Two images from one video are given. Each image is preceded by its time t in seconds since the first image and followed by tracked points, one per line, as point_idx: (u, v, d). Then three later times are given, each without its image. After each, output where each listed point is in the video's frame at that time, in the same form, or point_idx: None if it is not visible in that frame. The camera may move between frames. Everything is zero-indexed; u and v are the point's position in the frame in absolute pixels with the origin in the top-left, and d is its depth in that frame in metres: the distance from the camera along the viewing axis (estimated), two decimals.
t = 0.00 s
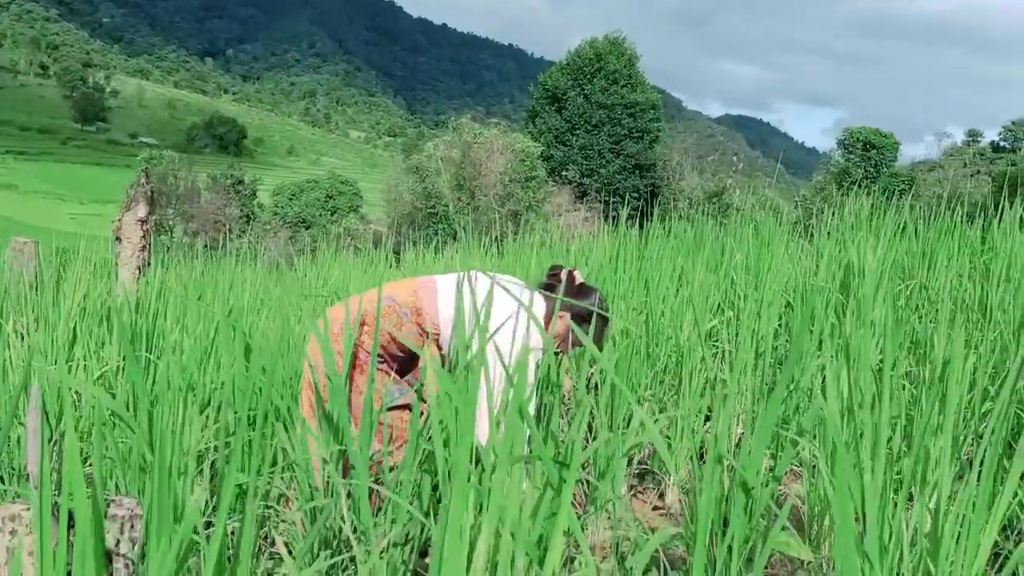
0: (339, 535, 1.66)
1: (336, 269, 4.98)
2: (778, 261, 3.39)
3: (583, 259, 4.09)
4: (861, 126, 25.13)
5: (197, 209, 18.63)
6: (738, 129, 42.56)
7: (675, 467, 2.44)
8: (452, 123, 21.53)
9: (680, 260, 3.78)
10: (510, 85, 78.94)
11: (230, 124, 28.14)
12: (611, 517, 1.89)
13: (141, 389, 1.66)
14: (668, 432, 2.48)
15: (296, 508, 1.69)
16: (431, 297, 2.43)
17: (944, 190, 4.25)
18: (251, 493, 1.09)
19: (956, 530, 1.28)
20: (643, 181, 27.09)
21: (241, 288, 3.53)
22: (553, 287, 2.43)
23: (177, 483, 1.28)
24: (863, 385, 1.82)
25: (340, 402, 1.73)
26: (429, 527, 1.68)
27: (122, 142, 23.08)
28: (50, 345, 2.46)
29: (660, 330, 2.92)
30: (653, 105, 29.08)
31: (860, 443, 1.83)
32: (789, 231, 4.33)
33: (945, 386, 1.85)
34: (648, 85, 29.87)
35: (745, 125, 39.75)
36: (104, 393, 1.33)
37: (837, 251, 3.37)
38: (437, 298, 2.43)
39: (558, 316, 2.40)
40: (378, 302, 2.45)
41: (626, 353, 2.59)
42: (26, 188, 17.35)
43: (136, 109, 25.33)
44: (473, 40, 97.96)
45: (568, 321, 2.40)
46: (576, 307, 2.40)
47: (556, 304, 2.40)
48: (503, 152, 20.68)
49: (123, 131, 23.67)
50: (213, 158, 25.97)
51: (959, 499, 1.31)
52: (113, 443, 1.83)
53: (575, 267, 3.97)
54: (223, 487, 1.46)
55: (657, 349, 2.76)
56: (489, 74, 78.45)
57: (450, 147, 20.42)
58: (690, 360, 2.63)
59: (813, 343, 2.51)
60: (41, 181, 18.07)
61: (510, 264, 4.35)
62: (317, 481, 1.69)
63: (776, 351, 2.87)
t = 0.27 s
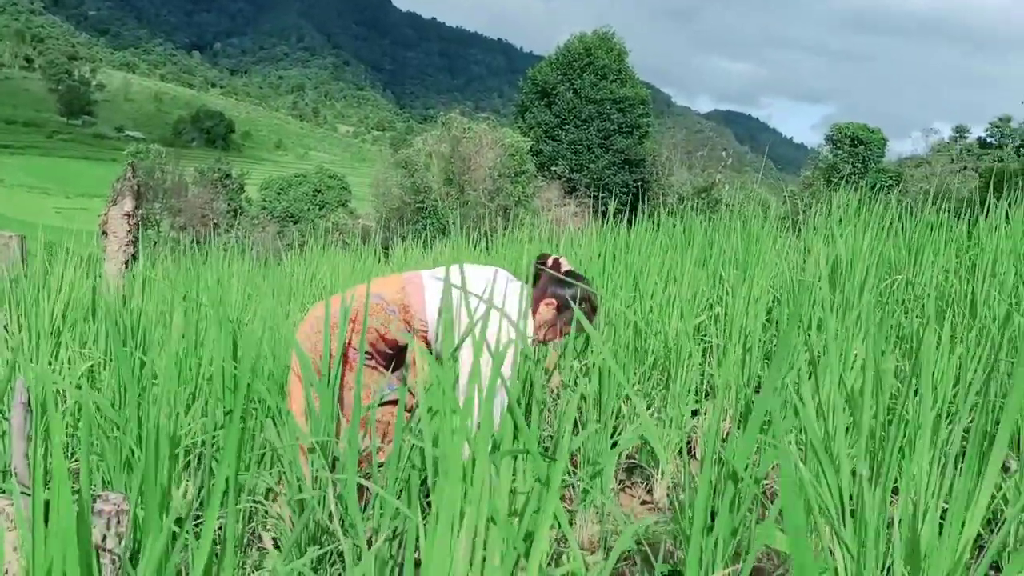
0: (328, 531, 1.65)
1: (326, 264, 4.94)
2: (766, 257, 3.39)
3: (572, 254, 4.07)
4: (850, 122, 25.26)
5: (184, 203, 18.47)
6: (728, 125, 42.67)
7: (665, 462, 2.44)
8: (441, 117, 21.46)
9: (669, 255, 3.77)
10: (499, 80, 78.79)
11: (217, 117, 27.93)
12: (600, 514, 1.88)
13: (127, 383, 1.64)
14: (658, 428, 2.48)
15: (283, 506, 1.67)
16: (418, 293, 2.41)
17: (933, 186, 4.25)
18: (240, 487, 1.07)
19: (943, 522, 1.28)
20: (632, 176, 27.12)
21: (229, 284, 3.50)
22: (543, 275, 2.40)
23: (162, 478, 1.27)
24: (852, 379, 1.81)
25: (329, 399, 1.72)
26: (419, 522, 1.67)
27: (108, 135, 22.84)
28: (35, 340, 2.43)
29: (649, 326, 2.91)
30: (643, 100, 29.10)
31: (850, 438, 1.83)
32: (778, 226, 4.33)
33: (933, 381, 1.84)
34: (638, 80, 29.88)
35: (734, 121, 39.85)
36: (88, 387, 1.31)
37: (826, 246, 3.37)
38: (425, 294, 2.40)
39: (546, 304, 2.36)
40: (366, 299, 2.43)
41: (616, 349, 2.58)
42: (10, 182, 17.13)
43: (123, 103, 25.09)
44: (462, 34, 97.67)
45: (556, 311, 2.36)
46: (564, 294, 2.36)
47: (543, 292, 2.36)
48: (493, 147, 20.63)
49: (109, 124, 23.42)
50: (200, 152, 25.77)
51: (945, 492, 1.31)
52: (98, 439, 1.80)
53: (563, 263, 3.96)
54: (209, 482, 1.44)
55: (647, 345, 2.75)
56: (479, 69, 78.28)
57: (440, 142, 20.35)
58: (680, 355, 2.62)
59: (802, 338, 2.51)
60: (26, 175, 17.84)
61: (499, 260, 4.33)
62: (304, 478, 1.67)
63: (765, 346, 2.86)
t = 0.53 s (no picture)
0: (321, 529, 1.65)
1: (316, 262, 4.94)
2: (757, 254, 3.41)
3: (563, 252, 4.09)
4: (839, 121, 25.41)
5: (173, 201, 18.35)
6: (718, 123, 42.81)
7: (656, 459, 2.45)
8: (432, 115, 21.41)
9: (661, 253, 3.78)
10: (490, 78, 78.74)
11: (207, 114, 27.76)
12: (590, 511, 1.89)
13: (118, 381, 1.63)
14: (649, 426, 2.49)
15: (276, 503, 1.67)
16: (416, 294, 2.42)
17: (921, 184, 4.29)
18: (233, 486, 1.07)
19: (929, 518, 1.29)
20: (623, 174, 27.18)
21: (218, 281, 3.49)
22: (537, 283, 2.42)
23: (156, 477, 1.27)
24: (840, 378, 1.83)
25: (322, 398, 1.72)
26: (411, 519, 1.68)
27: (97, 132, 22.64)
28: (24, 338, 2.42)
29: (639, 325, 2.93)
30: (634, 98, 29.15)
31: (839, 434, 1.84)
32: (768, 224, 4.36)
33: (920, 379, 1.86)
34: (629, 78, 29.92)
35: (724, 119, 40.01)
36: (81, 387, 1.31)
37: (815, 245, 3.40)
38: (421, 296, 2.42)
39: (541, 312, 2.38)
40: (362, 298, 2.42)
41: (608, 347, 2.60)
42: None
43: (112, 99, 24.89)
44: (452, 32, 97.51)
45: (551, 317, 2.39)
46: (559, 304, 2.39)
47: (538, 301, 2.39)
48: (484, 145, 20.61)
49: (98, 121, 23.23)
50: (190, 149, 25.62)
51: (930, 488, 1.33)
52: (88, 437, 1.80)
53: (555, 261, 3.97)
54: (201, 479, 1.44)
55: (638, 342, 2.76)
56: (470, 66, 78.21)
57: (431, 140, 20.30)
58: (670, 353, 2.64)
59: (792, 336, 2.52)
60: (14, 172, 17.66)
61: (490, 258, 4.34)
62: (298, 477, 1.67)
63: (755, 344, 2.88)
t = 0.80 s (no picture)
0: (317, 528, 1.65)
1: (310, 263, 4.93)
2: (749, 257, 3.42)
3: (557, 253, 4.10)
4: (831, 122, 25.56)
5: (165, 202, 18.26)
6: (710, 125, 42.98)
7: (648, 458, 2.47)
8: (425, 116, 21.40)
9: (655, 254, 3.78)
10: (483, 79, 78.73)
11: (199, 115, 27.66)
12: (582, 509, 1.91)
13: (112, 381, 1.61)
14: (642, 426, 2.50)
15: (271, 501, 1.66)
16: (413, 297, 2.43)
17: (912, 186, 4.33)
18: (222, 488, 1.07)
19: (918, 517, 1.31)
20: (616, 176, 27.25)
21: (211, 282, 3.49)
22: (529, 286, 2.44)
23: (154, 478, 1.27)
24: (830, 379, 1.85)
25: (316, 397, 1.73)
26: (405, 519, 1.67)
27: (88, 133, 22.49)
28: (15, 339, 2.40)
29: (632, 325, 2.95)
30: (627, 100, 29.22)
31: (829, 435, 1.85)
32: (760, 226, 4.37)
33: (908, 379, 1.88)
34: (622, 79, 29.99)
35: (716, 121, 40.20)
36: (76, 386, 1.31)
37: (806, 246, 3.42)
38: (419, 298, 2.42)
39: (536, 316, 2.41)
40: (360, 300, 2.42)
41: (601, 349, 2.62)
42: None
43: (103, 100, 24.77)
44: (445, 33, 97.54)
45: (547, 320, 2.42)
46: (555, 305, 2.42)
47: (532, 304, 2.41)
48: (477, 146, 20.61)
49: (90, 121, 23.08)
50: (182, 150, 25.51)
51: (925, 490, 1.33)
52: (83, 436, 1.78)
53: (548, 263, 3.99)
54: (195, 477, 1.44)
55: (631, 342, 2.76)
56: (463, 67, 78.19)
57: (423, 141, 20.28)
58: (663, 352, 2.65)
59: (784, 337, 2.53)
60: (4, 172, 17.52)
61: (484, 258, 4.35)
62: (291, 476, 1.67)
63: (748, 346, 2.90)
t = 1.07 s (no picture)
0: (308, 532, 1.64)
1: (302, 265, 4.93)
2: (741, 259, 3.43)
3: (550, 256, 4.11)
4: (822, 125, 25.72)
5: (157, 204, 18.17)
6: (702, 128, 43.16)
7: (640, 460, 2.47)
8: (418, 119, 21.40)
9: (648, 257, 3.79)
10: (475, 82, 78.76)
11: (191, 117, 27.57)
12: (574, 512, 1.91)
13: (104, 384, 1.60)
14: (634, 429, 2.51)
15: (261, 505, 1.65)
16: (409, 304, 2.43)
17: (902, 188, 4.35)
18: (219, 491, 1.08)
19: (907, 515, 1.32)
20: (608, 178, 27.33)
21: (203, 285, 3.47)
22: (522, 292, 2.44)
23: (146, 482, 1.27)
24: (821, 380, 1.86)
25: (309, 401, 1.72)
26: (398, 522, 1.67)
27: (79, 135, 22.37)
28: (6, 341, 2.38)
29: (624, 326, 2.96)
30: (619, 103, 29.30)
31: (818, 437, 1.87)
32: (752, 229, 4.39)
33: (897, 381, 1.90)
34: (614, 82, 30.07)
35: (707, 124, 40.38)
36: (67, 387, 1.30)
37: (797, 249, 3.44)
38: (415, 305, 2.42)
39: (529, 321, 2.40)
40: (356, 307, 2.42)
41: (593, 352, 2.62)
42: None
43: (94, 102, 24.64)
44: (437, 35, 97.56)
45: (540, 326, 2.41)
46: (546, 310, 2.42)
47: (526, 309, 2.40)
48: (470, 149, 20.63)
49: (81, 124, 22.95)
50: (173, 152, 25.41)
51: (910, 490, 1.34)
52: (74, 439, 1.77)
53: (540, 265, 3.99)
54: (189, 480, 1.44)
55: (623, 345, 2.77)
56: (455, 70, 78.19)
57: (416, 143, 20.27)
58: (654, 355, 2.66)
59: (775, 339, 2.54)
60: None
61: (477, 260, 4.36)
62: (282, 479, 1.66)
63: (739, 348, 2.91)
